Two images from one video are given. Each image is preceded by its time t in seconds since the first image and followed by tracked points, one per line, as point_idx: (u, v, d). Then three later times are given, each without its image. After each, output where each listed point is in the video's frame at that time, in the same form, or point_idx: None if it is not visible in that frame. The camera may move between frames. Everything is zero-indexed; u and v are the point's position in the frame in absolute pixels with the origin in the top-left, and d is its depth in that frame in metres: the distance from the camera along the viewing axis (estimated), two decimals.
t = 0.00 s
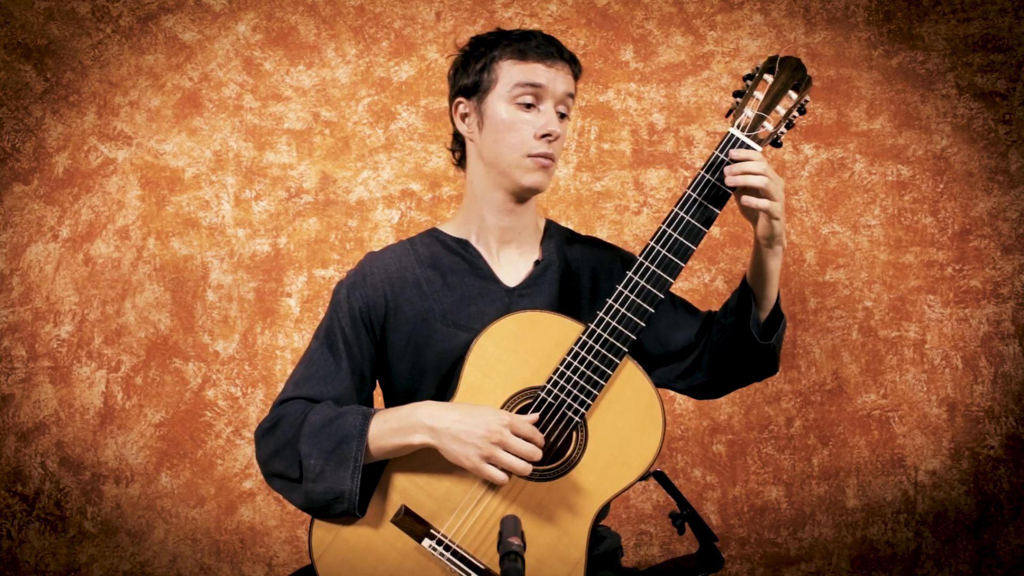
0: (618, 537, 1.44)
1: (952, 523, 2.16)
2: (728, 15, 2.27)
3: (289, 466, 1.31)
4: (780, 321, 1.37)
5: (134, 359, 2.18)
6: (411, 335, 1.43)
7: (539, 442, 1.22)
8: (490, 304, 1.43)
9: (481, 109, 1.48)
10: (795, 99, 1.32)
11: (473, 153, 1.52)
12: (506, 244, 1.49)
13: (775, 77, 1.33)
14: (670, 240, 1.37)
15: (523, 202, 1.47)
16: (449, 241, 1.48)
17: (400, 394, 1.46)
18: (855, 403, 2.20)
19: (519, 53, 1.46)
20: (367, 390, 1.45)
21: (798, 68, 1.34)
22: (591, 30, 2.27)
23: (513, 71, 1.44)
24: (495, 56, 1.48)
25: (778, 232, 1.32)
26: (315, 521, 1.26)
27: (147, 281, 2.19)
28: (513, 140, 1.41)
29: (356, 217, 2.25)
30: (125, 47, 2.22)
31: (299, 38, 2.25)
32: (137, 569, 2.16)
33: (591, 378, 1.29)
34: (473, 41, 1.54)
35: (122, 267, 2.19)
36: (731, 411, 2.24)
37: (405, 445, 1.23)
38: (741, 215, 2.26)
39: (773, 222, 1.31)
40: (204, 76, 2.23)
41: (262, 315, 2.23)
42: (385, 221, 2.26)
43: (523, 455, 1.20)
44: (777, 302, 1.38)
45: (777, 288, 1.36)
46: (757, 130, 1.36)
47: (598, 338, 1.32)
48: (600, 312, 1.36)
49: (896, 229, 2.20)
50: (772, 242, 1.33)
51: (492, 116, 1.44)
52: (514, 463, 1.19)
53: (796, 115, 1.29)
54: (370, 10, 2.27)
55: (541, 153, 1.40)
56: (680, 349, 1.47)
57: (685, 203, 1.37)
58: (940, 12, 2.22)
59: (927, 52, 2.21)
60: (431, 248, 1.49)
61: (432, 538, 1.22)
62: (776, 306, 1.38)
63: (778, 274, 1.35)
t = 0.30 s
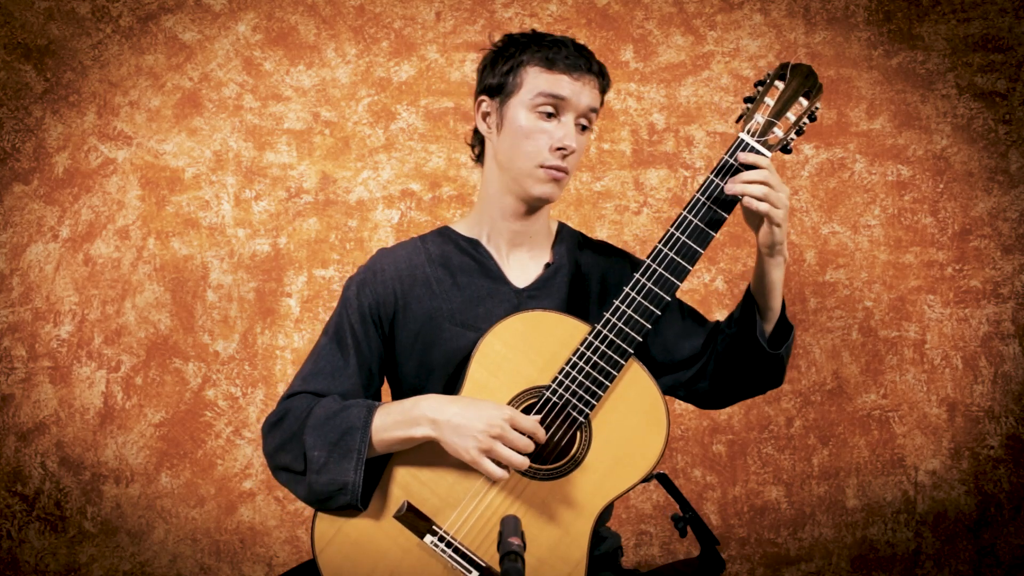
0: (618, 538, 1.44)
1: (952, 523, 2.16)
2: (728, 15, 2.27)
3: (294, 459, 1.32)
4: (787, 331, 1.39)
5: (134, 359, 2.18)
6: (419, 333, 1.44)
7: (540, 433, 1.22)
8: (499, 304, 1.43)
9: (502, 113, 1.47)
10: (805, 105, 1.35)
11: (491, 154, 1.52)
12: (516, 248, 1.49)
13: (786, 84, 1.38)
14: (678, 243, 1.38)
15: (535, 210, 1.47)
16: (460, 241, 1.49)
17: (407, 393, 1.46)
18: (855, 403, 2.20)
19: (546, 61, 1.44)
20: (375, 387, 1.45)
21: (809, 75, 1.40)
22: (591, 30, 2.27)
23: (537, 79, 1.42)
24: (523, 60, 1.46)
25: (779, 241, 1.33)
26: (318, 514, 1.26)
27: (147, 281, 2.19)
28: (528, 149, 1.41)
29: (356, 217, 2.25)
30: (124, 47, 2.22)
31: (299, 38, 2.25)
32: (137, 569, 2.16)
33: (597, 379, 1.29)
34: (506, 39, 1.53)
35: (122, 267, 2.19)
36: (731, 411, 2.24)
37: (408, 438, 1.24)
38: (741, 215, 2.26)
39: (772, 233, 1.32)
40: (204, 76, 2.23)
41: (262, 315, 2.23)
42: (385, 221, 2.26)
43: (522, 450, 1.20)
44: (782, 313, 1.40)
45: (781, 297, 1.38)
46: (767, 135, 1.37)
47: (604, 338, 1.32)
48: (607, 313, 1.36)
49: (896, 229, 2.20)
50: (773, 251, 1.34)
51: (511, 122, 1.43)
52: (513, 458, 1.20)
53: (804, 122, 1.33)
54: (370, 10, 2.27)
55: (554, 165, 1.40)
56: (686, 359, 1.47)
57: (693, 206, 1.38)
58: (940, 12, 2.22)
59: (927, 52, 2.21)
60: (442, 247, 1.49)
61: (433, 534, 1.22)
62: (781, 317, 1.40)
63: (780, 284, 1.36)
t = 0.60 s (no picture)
0: (618, 538, 1.44)
1: (952, 523, 2.16)
2: (728, 16, 2.27)
3: (297, 453, 1.31)
4: (783, 344, 1.39)
5: (134, 359, 2.18)
6: (425, 331, 1.44)
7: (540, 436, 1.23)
8: (505, 305, 1.44)
9: (516, 117, 1.46)
10: (812, 111, 1.35)
11: (503, 156, 1.51)
12: (523, 251, 1.49)
13: (792, 91, 1.36)
14: (683, 246, 1.37)
15: (540, 218, 1.46)
16: (468, 240, 1.49)
17: (411, 390, 1.46)
18: (855, 403, 2.20)
19: (562, 72, 1.42)
20: (381, 382, 1.45)
21: (817, 82, 1.36)
22: (591, 30, 2.27)
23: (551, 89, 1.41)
24: (541, 67, 1.44)
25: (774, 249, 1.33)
26: (318, 507, 1.25)
27: (147, 281, 2.19)
28: (533, 159, 1.40)
29: (356, 217, 2.25)
30: (125, 47, 2.22)
31: (299, 38, 2.25)
32: (137, 569, 2.16)
33: (600, 380, 1.29)
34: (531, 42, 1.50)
35: (122, 267, 2.19)
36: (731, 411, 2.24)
37: (410, 434, 1.23)
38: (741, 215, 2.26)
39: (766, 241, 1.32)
40: (204, 76, 2.23)
41: (262, 315, 2.23)
42: (385, 221, 2.26)
43: (524, 449, 1.20)
44: (781, 325, 1.39)
45: (780, 309, 1.38)
46: (773, 141, 1.38)
47: (607, 339, 1.32)
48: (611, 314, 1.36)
49: (896, 229, 2.20)
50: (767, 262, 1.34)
51: (521, 129, 1.43)
52: (514, 457, 1.20)
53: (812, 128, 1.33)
54: (370, 10, 2.27)
55: (557, 178, 1.39)
56: (688, 369, 1.48)
57: (698, 209, 1.38)
58: (940, 12, 2.22)
59: (927, 52, 2.21)
60: (452, 246, 1.50)
61: (434, 531, 1.22)
62: (779, 329, 1.39)
63: (777, 295, 1.35)
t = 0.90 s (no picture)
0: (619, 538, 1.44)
1: (952, 523, 2.16)
2: (728, 15, 2.27)
3: (300, 450, 1.31)
4: (794, 344, 1.38)
5: (134, 359, 2.18)
6: (429, 332, 1.44)
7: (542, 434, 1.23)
8: (510, 307, 1.44)
9: (524, 123, 1.47)
10: (816, 114, 1.35)
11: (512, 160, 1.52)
12: (528, 256, 1.50)
13: (796, 94, 1.37)
14: (686, 247, 1.37)
15: (546, 224, 1.46)
16: (474, 243, 1.49)
17: (414, 389, 1.47)
18: (855, 403, 2.20)
19: (569, 78, 1.41)
20: (384, 381, 1.46)
21: (821, 85, 1.38)
22: (591, 30, 2.27)
23: (557, 95, 1.41)
24: (549, 73, 1.44)
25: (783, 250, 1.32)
26: (320, 505, 1.25)
27: (147, 281, 2.19)
28: (537, 166, 1.40)
29: (356, 217, 2.25)
30: (125, 47, 2.22)
31: (299, 38, 2.25)
32: (137, 569, 2.16)
33: (603, 380, 1.29)
34: (542, 46, 1.50)
35: (122, 267, 2.19)
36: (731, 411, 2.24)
37: (412, 433, 1.23)
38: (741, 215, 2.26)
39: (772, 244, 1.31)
40: (204, 76, 2.23)
41: (262, 315, 2.23)
42: (385, 221, 2.26)
43: (526, 449, 1.20)
44: (790, 325, 1.38)
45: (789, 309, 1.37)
46: (777, 144, 1.38)
47: (610, 339, 1.32)
48: (614, 315, 1.37)
49: (896, 229, 2.20)
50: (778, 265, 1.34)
51: (527, 135, 1.43)
52: (516, 456, 1.20)
53: (817, 130, 1.29)
54: (370, 9, 2.27)
55: (561, 186, 1.39)
56: (694, 368, 1.48)
57: (701, 210, 1.38)
58: (940, 12, 2.22)
59: (927, 52, 2.21)
60: (457, 247, 1.50)
61: (436, 530, 1.21)
62: (789, 330, 1.38)
63: (785, 296, 1.35)
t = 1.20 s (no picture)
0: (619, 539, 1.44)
1: (952, 523, 2.16)
2: (728, 16, 2.27)
3: (302, 450, 1.31)
4: (789, 353, 1.39)
5: (134, 359, 2.18)
6: (432, 332, 1.44)
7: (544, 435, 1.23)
8: (512, 308, 1.44)
9: (525, 121, 1.47)
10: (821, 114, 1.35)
11: (515, 160, 1.52)
12: (533, 256, 1.50)
13: (801, 94, 1.37)
14: (690, 248, 1.38)
15: (552, 223, 1.46)
16: (478, 243, 1.49)
17: (416, 390, 1.47)
18: (855, 403, 2.20)
19: (568, 73, 1.42)
20: (386, 381, 1.46)
21: (826, 87, 1.38)
22: (591, 30, 2.27)
23: (558, 90, 1.41)
24: (549, 70, 1.44)
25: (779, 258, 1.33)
26: (322, 504, 1.25)
27: (147, 281, 2.19)
28: (540, 162, 1.40)
29: (356, 217, 2.25)
30: (124, 47, 2.22)
31: (299, 38, 2.25)
32: (137, 569, 2.16)
33: (606, 381, 1.29)
34: (540, 46, 1.51)
35: (122, 267, 2.19)
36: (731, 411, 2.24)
37: (414, 432, 1.23)
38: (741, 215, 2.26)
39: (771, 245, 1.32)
40: (204, 76, 2.23)
41: (262, 315, 2.23)
42: (385, 221, 2.26)
43: (528, 449, 1.20)
44: (785, 334, 1.40)
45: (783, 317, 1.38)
46: (781, 144, 1.38)
47: (613, 340, 1.32)
48: (617, 315, 1.37)
49: (896, 229, 2.20)
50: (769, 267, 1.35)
51: (529, 133, 1.43)
52: (518, 456, 1.19)
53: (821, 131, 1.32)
54: (370, 9, 2.27)
55: (565, 181, 1.38)
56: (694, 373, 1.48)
57: (706, 211, 1.38)
58: (940, 12, 2.22)
59: (927, 52, 2.21)
60: (461, 247, 1.50)
61: (437, 530, 1.21)
62: (784, 338, 1.39)
63: (779, 304, 1.37)
